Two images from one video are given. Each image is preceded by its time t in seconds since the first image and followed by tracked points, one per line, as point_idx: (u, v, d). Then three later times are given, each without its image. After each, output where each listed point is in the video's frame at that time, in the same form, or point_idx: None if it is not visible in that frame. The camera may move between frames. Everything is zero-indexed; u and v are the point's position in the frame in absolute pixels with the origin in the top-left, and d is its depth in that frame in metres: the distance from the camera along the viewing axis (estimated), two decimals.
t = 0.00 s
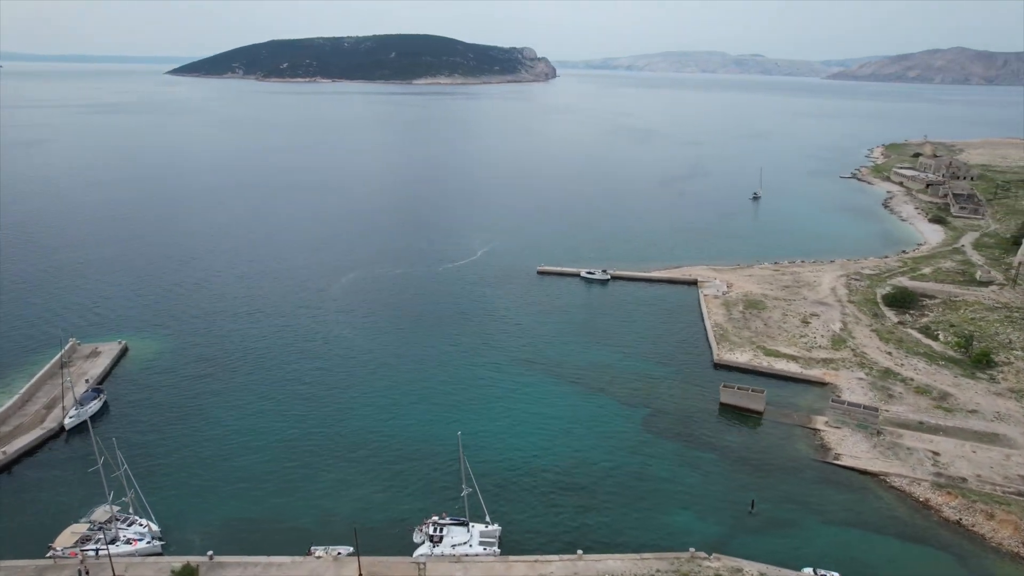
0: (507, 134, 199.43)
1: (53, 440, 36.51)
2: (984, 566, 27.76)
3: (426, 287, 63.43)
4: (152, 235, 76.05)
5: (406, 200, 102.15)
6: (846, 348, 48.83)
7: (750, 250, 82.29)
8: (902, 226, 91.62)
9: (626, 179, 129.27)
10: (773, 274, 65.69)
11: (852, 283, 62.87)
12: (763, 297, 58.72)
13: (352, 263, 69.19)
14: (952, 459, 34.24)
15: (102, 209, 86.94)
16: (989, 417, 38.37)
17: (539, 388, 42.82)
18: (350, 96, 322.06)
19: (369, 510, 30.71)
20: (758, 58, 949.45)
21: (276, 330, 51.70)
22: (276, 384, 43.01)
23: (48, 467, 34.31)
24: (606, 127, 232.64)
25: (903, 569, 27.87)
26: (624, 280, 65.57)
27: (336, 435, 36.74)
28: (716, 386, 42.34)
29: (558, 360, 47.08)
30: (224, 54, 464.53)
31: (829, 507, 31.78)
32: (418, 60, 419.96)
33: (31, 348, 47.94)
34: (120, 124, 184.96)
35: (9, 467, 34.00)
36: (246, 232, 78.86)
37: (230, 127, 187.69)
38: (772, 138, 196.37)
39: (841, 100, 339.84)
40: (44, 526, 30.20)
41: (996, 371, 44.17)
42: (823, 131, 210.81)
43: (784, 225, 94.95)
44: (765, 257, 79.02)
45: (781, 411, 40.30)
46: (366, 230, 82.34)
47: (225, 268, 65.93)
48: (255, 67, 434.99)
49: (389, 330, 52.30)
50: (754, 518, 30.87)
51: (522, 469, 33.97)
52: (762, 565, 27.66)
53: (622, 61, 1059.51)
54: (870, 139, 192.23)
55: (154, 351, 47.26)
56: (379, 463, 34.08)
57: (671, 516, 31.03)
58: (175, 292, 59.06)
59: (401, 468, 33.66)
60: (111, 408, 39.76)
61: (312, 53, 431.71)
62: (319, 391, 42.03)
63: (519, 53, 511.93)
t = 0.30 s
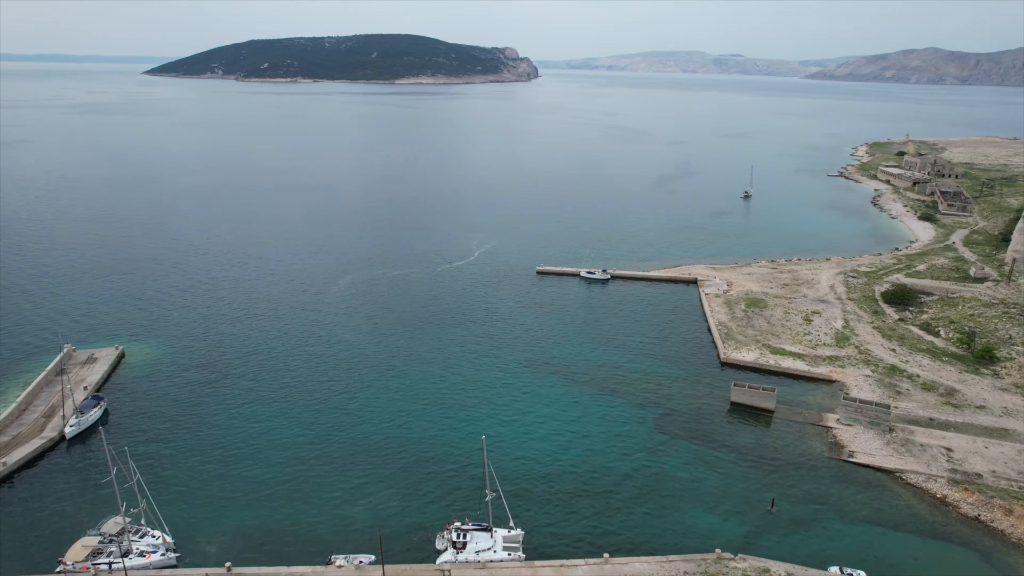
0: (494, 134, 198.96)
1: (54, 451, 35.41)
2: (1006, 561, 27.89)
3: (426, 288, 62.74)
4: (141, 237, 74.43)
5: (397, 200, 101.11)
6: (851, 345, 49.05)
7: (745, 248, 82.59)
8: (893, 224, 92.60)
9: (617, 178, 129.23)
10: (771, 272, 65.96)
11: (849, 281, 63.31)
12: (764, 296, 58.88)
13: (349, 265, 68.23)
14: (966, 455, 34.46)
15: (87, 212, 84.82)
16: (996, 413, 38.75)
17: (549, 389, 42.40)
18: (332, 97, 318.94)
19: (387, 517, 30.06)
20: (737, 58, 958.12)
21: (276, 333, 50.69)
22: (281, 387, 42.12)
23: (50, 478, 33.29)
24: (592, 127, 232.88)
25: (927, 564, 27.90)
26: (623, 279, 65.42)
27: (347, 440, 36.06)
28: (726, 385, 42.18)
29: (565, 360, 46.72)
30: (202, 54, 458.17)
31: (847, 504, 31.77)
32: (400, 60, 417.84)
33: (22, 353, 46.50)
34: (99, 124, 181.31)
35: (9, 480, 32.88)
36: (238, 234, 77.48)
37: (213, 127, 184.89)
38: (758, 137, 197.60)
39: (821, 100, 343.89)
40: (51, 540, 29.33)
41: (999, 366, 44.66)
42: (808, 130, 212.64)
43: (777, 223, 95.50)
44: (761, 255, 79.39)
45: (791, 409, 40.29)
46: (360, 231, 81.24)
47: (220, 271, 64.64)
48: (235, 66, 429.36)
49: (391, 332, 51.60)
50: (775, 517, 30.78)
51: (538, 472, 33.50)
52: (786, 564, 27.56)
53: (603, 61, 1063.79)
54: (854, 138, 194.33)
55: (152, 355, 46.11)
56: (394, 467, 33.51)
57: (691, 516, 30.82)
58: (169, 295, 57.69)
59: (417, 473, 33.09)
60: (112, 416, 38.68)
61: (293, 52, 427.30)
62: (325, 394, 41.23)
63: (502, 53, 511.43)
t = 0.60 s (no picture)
0: (481, 134, 198.35)
1: (56, 461, 34.40)
2: None
3: (425, 289, 62.07)
4: (130, 240, 72.82)
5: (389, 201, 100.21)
6: (854, 342, 49.35)
7: (740, 246, 82.95)
8: (883, 221, 93.64)
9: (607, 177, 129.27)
10: (769, 270, 66.29)
11: (847, 278, 63.79)
12: (764, 294, 59.10)
13: (346, 267, 67.31)
14: (978, 450, 34.77)
15: (73, 215, 82.84)
16: (1003, 407, 39.20)
17: (558, 390, 42.09)
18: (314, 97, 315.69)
19: (407, 523, 29.56)
20: (717, 58, 965.87)
21: (277, 336, 49.81)
22: (286, 392, 41.32)
23: (54, 489, 32.36)
24: (578, 126, 233.07)
25: (949, 559, 28.05)
26: (623, 279, 65.34)
27: (359, 444, 35.44)
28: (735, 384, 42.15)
29: (573, 361, 46.40)
30: (180, 53, 451.61)
31: (865, 501, 31.87)
32: (382, 60, 415.44)
33: (15, 361, 45.14)
34: (78, 124, 177.61)
35: (12, 493, 31.86)
36: (230, 236, 76.14)
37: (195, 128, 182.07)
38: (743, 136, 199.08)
39: (801, 100, 347.61)
40: (59, 553, 28.46)
41: (1001, 362, 45.24)
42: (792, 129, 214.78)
43: (769, 222, 96.17)
44: (756, 254, 79.90)
45: (801, 407, 40.38)
46: (354, 232, 80.28)
47: (215, 273, 63.39)
48: (214, 66, 423.67)
49: (395, 334, 50.94)
50: (795, 515, 30.78)
51: (556, 474, 33.18)
52: (811, 563, 27.54)
53: (584, 61, 1066.70)
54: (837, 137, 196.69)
55: (151, 361, 45.05)
56: (410, 473, 33.00)
57: (712, 515, 30.72)
58: (164, 299, 56.43)
59: (433, 477, 32.62)
60: (114, 424, 37.69)
61: (273, 52, 422.84)
62: (333, 398, 40.52)
63: (483, 53, 510.45)
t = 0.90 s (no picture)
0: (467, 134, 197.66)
1: (59, 471, 33.42)
2: None
3: (425, 291, 61.45)
4: (119, 242, 71.22)
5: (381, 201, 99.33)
6: (857, 338, 49.71)
7: (734, 245, 83.39)
8: (872, 219, 94.77)
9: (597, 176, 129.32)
10: (767, 268, 66.66)
11: (844, 275, 64.32)
12: (764, 292, 59.38)
13: (342, 269, 66.42)
14: (989, 444, 35.13)
15: (58, 217, 80.90)
16: (1008, 402, 39.67)
17: (568, 391, 41.82)
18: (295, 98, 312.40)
19: (428, 529, 29.13)
20: (696, 58, 973.90)
21: (278, 339, 48.94)
22: (293, 397, 40.59)
23: (60, 500, 31.43)
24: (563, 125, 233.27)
25: (971, 554, 28.28)
26: (622, 278, 65.32)
27: (373, 449, 34.89)
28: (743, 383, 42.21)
29: (580, 361, 46.15)
30: (156, 53, 444.51)
31: (882, 497, 32.04)
32: (362, 60, 412.80)
33: (9, 368, 43.84)
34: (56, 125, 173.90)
35: (16, 506, 30.92)
36: (222, 238, 74.84)
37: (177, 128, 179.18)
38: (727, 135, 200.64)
39: (780, 99, 351.48)
40: (70, 566, 27.61)
41: (1002, 356, 45.85)
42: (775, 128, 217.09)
43: (760, 220, 96.87)
44: (750, 252, 80.41)
45: (811, 404, 40.53)
46: (347, 233, 79.34)
47: (209, 276, 62.15)
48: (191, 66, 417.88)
49: (398, 335, 50.32)
50: (815, 513, 30.86)
51: (574, 476, 32.93)
52: (836, 559, 27.61)
53: (564, 61, 1070.04)
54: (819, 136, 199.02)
55: (151, 366, 44.03)
56: (427, 478, 32.54)
57: (733, 514, 30.69)
58: (159, 303, 55.20)
59: (451, 482, 32.21)
60: (117, 432, 36.75)
61: (252, 52, 418.24)
62: (341, 402, 39.87)
63: (464, 53, 509.44)
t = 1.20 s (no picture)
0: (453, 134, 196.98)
1: (65, 481, 32.49)
2: None
3: (424, 291, 60.88)
4: (108, 245, 69.57)
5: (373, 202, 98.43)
6: (859, 335, 50.12)
7: (728, 243, 83.89)
8: (861, 216, 95.95)
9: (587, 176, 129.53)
10: (764, 266, 67.11)
11: (841, 272, 64.93)
12: (764, 289, 59.72)
13: (339, 269, 65.55)
14: (998, 438, 35.58)
15: (43, 219, 78.96)
16: (1013, 395, 40.25)
17: (579, 391, 41.64)
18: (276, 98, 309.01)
19: (451, 534, 28.75)
20: (676, 58, 981.13)
21: (279, 342, 48.14)
22: (301, 401, 39.90)
23: (68, 511, 30.56)
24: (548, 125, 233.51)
25: (990, 547, 28.58)
26: (621, 277, 65.35)
27: (388, 453, 34.40)
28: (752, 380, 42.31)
29: (587, 361, 46.00)
30: (131, 53, 436.95)
31: (898, 491, 32.31)
32: (343, 60, 409.72)
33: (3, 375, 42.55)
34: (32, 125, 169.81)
35: (24, 518, 30.01)
36: (214, 239, 73.51)
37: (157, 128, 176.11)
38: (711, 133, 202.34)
39: (760, 98, 354.82)
40: None
41: (1001, 351, 46.57)
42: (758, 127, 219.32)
43: (752, 218, 97.59)
44: (744, 250, 80.96)
45: (819, 400, 40.78)
46: (341, 233, 78.36)
47: (204, 278, 61.00)
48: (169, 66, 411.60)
49: (402, 337, 49.74)
50: (834, 509, 31.01)
51: (593, 477, 32.74)
52: (860, 555, 27.73)
53: (544, 61, 1071.63)
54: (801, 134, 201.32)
55: (152, 372, 43.03)
56: (446, 482, 32.14)
57: (755, 512, 30.71)
58: (154, 306, 53.98)
59: (470, 485, 31.86)
60: (122, 439, 35.84)
61: (231, 52, 413.21)
62: (351, 406, 39.29)
63: (446, 53, 508.10)
